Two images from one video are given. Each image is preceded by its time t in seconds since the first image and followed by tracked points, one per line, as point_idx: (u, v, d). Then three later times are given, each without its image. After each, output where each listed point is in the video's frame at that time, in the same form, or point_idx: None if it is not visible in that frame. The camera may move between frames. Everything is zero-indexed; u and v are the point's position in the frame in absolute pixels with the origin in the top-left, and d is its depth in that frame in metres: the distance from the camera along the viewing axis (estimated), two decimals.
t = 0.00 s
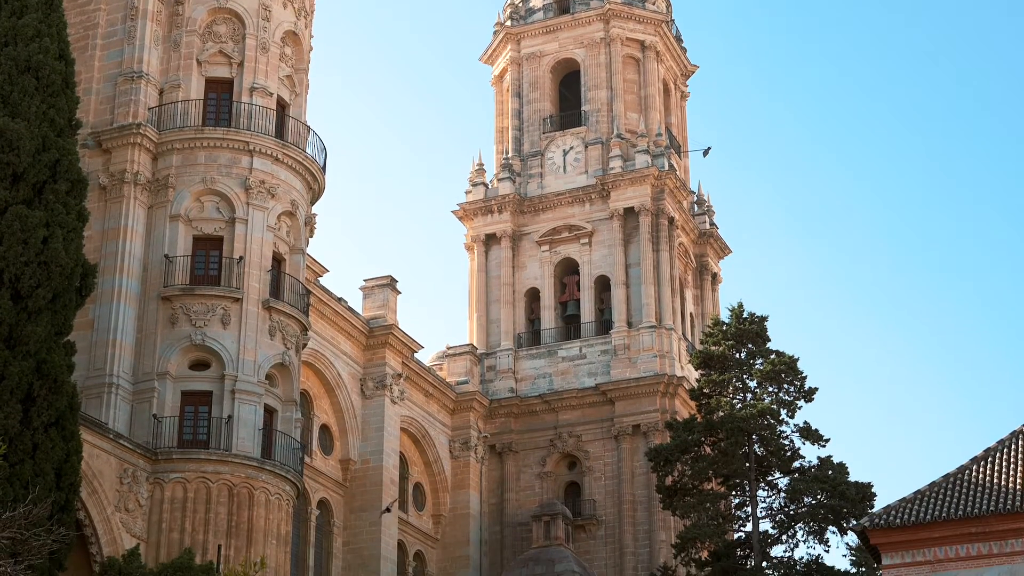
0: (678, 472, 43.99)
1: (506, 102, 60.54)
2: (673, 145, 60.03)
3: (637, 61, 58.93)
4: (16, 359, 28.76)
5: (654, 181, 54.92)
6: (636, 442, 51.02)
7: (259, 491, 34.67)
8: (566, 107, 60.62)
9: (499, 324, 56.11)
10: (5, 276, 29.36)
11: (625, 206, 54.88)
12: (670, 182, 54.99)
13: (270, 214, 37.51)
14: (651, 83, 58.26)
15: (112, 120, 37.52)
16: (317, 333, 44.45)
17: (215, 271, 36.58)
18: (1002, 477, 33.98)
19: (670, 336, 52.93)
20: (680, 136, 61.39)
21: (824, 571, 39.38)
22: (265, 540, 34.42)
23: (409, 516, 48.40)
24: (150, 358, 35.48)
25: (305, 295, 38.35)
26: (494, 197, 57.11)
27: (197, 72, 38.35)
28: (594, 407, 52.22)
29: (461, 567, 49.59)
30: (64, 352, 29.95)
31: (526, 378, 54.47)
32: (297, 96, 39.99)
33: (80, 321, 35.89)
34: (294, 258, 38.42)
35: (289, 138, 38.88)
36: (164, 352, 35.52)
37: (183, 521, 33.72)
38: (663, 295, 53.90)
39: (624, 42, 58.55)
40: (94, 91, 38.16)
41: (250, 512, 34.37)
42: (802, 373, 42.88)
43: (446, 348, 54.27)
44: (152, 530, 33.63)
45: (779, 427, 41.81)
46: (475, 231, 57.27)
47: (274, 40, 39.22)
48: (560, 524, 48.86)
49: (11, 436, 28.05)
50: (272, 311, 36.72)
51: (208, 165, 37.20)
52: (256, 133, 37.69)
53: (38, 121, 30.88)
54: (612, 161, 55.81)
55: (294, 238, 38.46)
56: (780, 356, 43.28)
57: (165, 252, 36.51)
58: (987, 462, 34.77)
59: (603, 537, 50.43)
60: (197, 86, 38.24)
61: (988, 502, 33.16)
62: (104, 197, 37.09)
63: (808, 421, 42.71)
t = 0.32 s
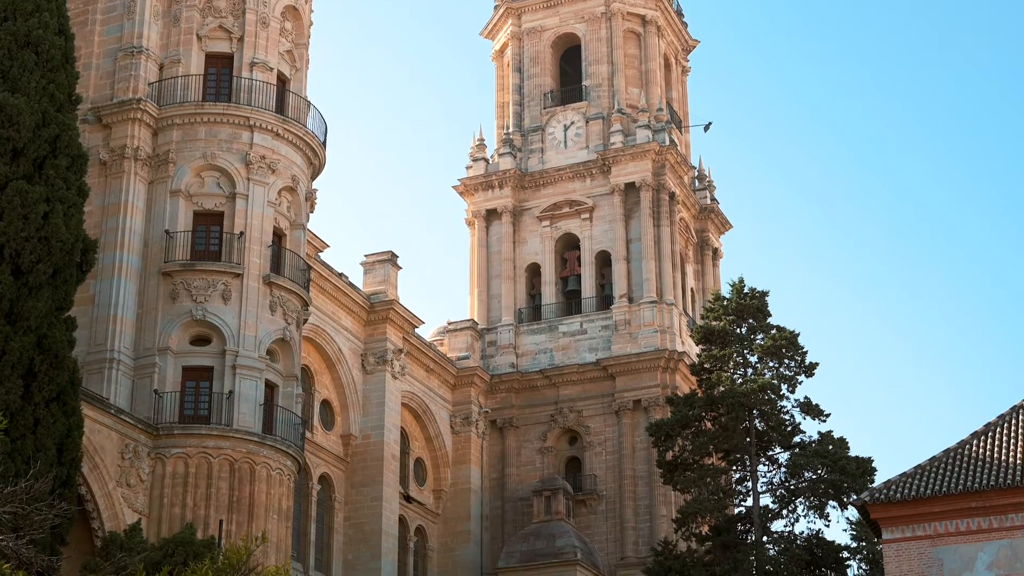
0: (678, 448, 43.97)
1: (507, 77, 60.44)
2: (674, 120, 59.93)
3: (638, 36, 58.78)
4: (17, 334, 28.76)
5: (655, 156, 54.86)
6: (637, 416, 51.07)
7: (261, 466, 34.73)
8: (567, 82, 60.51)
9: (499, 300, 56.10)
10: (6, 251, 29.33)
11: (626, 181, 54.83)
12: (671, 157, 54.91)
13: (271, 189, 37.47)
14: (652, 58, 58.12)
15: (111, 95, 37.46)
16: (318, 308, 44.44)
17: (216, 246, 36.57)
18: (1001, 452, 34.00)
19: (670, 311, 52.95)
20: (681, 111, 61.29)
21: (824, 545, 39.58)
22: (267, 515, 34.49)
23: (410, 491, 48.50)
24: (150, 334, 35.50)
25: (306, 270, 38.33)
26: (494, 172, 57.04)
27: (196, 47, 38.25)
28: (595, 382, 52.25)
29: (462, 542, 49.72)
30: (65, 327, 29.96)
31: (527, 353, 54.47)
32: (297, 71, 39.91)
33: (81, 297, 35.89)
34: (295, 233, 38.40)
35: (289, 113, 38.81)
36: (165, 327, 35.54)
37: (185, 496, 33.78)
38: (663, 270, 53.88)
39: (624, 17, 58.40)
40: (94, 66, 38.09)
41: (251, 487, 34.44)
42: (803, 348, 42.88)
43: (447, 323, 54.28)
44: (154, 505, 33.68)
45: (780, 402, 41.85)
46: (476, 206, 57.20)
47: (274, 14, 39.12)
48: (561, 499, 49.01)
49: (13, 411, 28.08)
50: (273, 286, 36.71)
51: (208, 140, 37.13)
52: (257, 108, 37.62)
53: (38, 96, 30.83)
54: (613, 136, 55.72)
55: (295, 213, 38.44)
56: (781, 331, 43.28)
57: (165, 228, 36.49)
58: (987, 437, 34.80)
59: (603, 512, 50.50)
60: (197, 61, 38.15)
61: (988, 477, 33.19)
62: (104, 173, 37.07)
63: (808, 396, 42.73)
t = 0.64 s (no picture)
0: (679, 423, 44.01)
1: (507, 52, 60.34)
2: (675, 94, 59.84)
3: (639, 10, 58.64)
4: (18, 309, 28.75)
5: (656, 131, 54.79)
6: (638, 391, 51.10)
7: (262, 441, 34.79)
8: (568, 57, 60.40)
9: (500, 274, 56.07)
10: (7, 227, 29.30)
11: (627, 156, 54.77)
12: (672, 131, 54.84)
13: (271, 164, 37.42)
14: (653, 33, 57.96)
15: (111, 70, 37.39)
16: (318, 283, 44.43)
17: (217, 221, 36.54)
18: (1002, 427, 34.03)
19: (671, 286, 53.01)
20: (682, 86, 61.19)
21: (825, 520, 39.47)
22: (268, 490, 34.54)
23: (411, 466, 48.57)
24: (151, 309, 35.50)
25: (307, 246, 38.32)
26: (495, 146, 56.97)
27: (196, 22, 38.14)
28: (596, 357, 52.26)
29: (463, 517, 49.82)
30: (66, 302, 29.96)
31: (528, 328, 54.47)
32: (298, 46, 39.81)
33: (81, 272, 35.91)
34: (296, 208, 38.37)
35: (289, 87, 38.73)
36: (166, 302, 35.54)
37: (186, 471, 33.83)
38: (664, 245, 53.87)
39: None
40: (94, 40, 38.01)
41: (252, 462, 34.50)
42: (804, 323, 42.90)
43: (448, 298, 54.27)
44: (155, 480, 33.73)
45: (780, 376, 41.86)
46: (477, 181, 57.12)
47: None
48: (563, 474, 49.15)
49: (14, 386, 28.09)
50: (274, 262, 36.70)
51: (208, 115, 37.06)
52: (257, 83, 37.54)
53: (38, 71, 30.77)
54: (614, 111, 55.62)
55: (296, 188, 38.42)
56: (781, 305, 43.28)
57: (166, 203, 36.47)
58: (988, 412, 34.81)
59: (604, 486, 50.58)
60: (197, 36, 38.05)
61: (988, 451, 33.22)
62: (104, 147, 37.05)
63: (808, 371, 42.75)
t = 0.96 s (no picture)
0: (679, 402, 44.06)
1: (508, 30, 60.22)
2: (676, 73, 59.76)
3: None
4: (19, 288, 28.74)
5: (657, 109, 54.69)
6: (639, 370, 51.11)
7: (263, 420, 34.80)
8: (569, 35, 60.29)
9: (501, 253, 56.04)
10: (7, 205, 29.28)
11: (628, 135, 54.69)
12: (673, 110, 54.74)
13: (271, 143, 37.35)
14: (654, 11, 57.78)
15: (111, 49, 37.32)
16: (318, 262, 44.42)
17: (217, 200, 36.48)
18: (1002, 405, 34.04)
19: (671, 265, 53.02)
20: (683, 64, 61.10)
21: (825, 499, 39.47)
22: (269, 468, 34.57)
23: (411, 444, 48.60)
24: (152, 288, 35.49)
25: (308, 224, 38.28)
26: (496, 125, 56.88)
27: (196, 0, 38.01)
28: (596, 336, 52.27)
29: (463, 496, 49.92)
30: (66, 282, 29.94)
31: (529, 307, 54.45)
32: (298, 24, 39.69)
33: (82, 251, 35.91)
34: (296, 186, 38.32)
35: (289, 66, 38.64)
36: (167, 281, 35.53)
37: (187, 450, 33.86)
38: (665, 224, 53.83)
39: None
40: (94, 19, 37.92)
41: (253, 441, 34.52)
42: (805, 301, 42.89)
43: (449, 277, 54.24)
44: (157, 459, 33.76)
45: (780, 355, 41.87)
46: (478, 160, 57.03)
47: None
48: (563, 453, 49.20)
49: (14, 365, 28.08)
50: (274, 241, 36.67)
51: (208, 93, 36.98)
52: (257, 61, 37.46)
53: (38, 50, 30.70)
54: (615, 89, 55.50)
55: (296, 167, 38.37)
56: (782, 284, 43.25)
57: (166, 181, 36.43)
58: (988, 390, 34.82)
59: (605, 465, 50.63)
60: (197, 14, 37.93)
61: (988, 429, 33.23)
62: (104, 126, 37.02)
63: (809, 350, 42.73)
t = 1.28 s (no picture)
0: (680, 387, 44.08)
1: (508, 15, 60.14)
2: (677, 58, 59.70)
3: None
4: (20, 273, 28.73)
5: (658, 94, 54.60)
6: (639, 356, 51.10)
7: (264, 405, 34.81)
8: (569, 20, 60.20)
9: (502, 239, 56.04)
10: (7, 191, 29.24)
11: (629, 120, 54.62)
12: (674, 95, 54.66)
13: (272, 128, 37.30)
14: None
15: (111, 34, 37.27)
16: (319, 248, 44.42)
17: (217, 186, 36.45)
18: (1002, 391, 34.02)
19: (672, 251, 53.02)
20: (683, 50, 61.05)
21: (825, 485, 39.60)
22: (270, 454, 34.60)
23: (412, 430, 48.63)
24: (153, 273, 35.49)
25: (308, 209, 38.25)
26: (496, 110, 56.81)
27: None
28: (597, 321, 52.26)
29: (464, 481, 49.97)
30: (67, 267, 29.92)
31: (529, 293, 54.45)
32: (298, 9, 39.61)
33: (82, 236, 35.93)
34: (297, 172, 38.30)
35: (289, 51, 38.58)
36: (167, 266, 35.52)
37: (188, 435, 33.89)
38: (666, 209, 53.79)
39: None
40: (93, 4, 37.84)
41: (254, 426, 34.54)
42: (805, 287, 42.87)
43: (450, 262, 54.23)
44: (157, 445, 33.78)
45: (781, 341, 41.88)
46: (478, 145, 56.95)
47: None
48: (564, 438, 49.22)
49: (15, 351, 28.09)
50: (275, 227, 36.65)
51: (208, 79, 36.92)
52: (257, 46, 37.38)
53: (37, 35, 30.64)
54: (616, 75, 55.40)
55: (296, 152, 38.34)
56: (782, 270, 43.23)
57: (167, 167, 36.42)
58: (988, 376, 34.82)
59: (605, 451, 50.66)
60: None
61: (988, 415, 33.24)
62: (105, 111, 37.00)
63: (809, 335, 42.71)
